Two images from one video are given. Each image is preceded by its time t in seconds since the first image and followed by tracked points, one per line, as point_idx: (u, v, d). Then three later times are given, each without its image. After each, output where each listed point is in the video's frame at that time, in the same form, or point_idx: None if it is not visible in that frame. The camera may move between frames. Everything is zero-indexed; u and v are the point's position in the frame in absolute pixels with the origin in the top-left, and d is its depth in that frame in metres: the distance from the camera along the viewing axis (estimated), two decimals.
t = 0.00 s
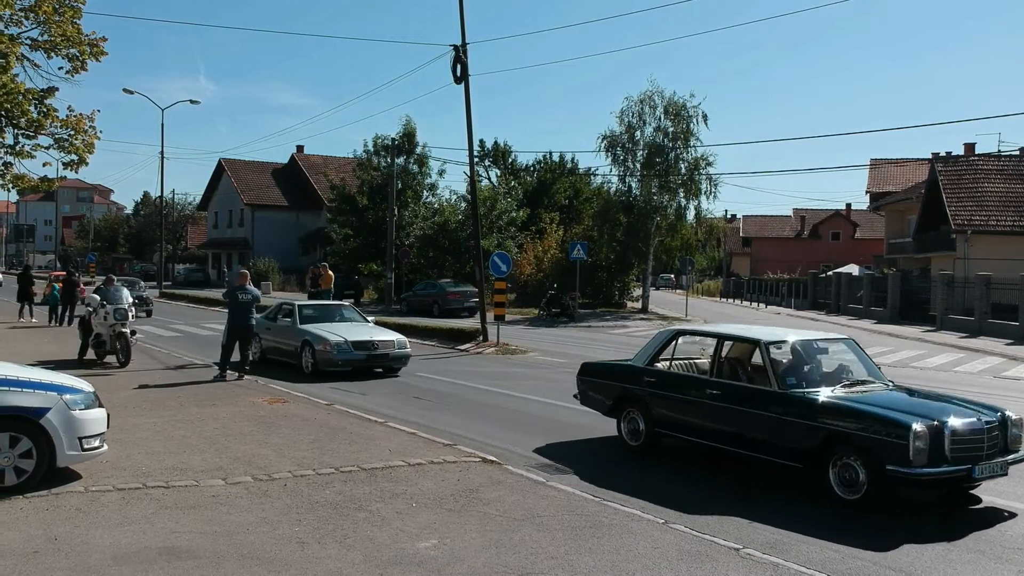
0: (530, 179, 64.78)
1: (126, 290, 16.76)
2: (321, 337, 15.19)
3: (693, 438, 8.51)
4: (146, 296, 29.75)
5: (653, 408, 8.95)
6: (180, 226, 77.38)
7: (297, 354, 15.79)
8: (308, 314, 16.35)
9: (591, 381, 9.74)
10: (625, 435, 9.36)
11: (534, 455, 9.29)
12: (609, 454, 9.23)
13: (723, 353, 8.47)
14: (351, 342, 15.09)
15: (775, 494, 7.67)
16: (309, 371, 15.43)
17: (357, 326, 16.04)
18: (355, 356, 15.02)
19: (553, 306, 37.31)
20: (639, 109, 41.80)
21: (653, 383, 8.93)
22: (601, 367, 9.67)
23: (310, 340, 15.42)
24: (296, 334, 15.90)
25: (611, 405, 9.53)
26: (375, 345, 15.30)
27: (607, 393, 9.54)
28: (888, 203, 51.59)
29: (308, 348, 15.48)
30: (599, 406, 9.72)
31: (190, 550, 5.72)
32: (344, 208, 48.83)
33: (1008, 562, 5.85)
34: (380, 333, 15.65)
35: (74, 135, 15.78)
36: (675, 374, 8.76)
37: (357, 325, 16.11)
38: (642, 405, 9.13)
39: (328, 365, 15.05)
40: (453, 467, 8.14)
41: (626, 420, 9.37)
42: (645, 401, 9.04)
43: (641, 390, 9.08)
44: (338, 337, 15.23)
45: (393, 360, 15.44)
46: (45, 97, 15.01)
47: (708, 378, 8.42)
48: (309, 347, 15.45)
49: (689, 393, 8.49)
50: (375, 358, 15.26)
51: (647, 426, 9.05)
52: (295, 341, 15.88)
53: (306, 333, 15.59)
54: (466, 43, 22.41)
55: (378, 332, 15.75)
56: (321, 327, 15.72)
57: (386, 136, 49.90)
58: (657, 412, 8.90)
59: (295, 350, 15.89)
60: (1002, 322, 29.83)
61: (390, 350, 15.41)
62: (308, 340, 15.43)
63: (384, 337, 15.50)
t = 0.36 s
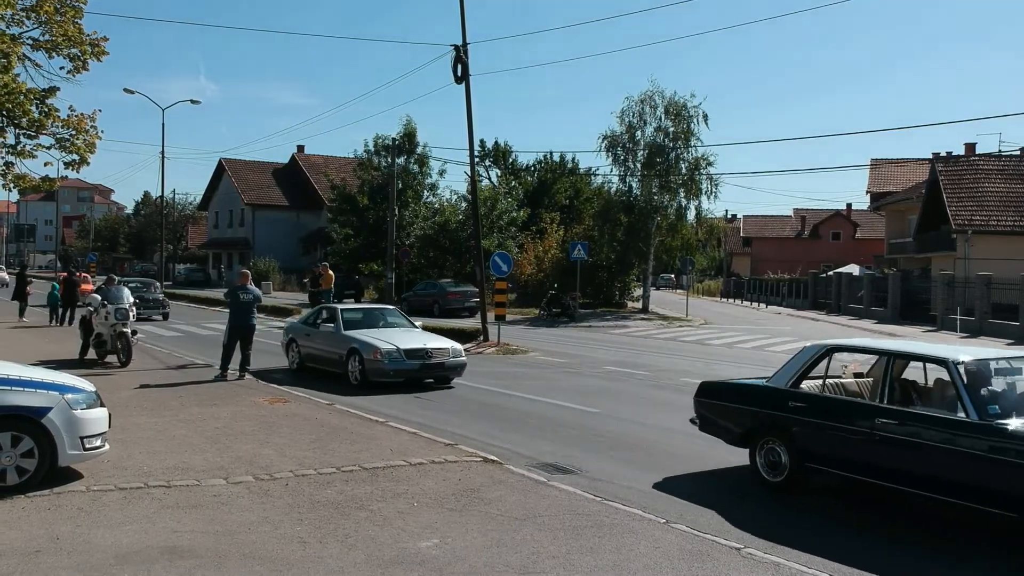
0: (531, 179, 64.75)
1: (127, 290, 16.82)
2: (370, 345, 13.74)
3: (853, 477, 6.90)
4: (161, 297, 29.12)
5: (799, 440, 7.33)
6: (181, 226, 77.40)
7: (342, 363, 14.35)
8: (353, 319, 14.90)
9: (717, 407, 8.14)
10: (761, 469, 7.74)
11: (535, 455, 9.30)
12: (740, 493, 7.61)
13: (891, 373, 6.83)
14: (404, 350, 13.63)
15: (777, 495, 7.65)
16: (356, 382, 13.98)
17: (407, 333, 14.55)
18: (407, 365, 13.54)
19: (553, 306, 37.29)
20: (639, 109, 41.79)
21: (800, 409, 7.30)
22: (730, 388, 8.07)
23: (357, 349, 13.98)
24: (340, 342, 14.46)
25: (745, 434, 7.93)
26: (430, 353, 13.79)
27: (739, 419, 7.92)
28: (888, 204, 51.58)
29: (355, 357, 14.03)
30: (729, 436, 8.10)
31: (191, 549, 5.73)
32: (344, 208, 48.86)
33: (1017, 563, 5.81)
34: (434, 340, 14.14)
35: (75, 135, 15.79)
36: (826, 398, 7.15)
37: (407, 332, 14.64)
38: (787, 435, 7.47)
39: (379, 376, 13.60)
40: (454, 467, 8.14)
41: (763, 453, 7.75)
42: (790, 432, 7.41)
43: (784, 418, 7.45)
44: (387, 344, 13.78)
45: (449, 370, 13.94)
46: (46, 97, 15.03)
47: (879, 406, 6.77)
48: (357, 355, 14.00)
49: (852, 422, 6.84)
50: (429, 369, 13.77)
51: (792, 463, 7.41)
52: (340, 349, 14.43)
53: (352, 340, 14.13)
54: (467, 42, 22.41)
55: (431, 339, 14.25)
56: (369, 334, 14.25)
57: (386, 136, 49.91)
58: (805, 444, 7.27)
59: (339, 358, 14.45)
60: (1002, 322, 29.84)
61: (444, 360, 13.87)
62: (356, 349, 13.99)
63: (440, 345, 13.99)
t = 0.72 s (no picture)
0: (532, 178, 64.75)
1: (127, 290, 16.90)
2: (421, 353, 12.55)
3: None
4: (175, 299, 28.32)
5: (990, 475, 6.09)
6: (181, 226, 77.37)
7: (392, 372, 13.18)
8: (400, 326, 13.72)
9: (886, 437, 6.84)
10: (939, 511, 6.45)
11: (535, 455, 9.29)
12: (919, 539, 6.36)
13: None
14: (460, 359, 12.40)
15: (777, 495, 7.64)
16: (408, 395, 12.80)
17: (460, 340, 13.33)
18: (463, 376, 12.29)
19: (554, 305, 37.31)
20: (639, 109, 41.76)
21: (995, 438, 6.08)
22: (903, 413, 6.76)
23: (408, 357, 12.79)
24: (388, 349, 13.30)
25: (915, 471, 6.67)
26: (488, 363, 12.54)
27: (913, 449, 6.65)
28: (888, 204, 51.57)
29: (405, 367, 12.86)
30: (891, 472, 6.86)
31: (192, 549, 5.72)
32: (345, 208, 48.87)
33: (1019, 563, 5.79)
34: (491, 348, 12.89)
35: (75, 134, 15.79)
36: None
37: (460, 339, 13.40)
38: (975, 471, 6.21)
39: (433, 388, 12.40)
40: (454, 467, 8.13)
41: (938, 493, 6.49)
42: (984, 469, 6.13)
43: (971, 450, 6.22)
44: (442, 353, 12.54)
45: (509, 380, 12.67)
46: (46, 96, 15.02)
47: None
48: (408, 365, 12.82)
49: None
50: (487, 380, 12.51)
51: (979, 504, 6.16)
52: (388, 358, 13.27)
53: (402, 347, 12.96)
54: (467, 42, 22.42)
55: (487, 346, 13.01)
56: (421, 341, 13.04)
57: (386, 135, 49.92)
58: (1002, 482, 6.01)
59: (387, 368, 13.30)
60: (1003, 322, 29.83)
61: (503, 370, 12.62)
62: (407, 357, 12.81)
63: (497, 353, 12.73)
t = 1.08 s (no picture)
0: (532, 178, 64.74)
1: (127, 290, 16.95)
2: (491, 364, 11.10)
3: None
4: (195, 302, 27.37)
5: None
6: (181, 226, 77.36)
7: (455, 386, 11.79)
8: (464, 335, 12.32)
9: None
10: None
11: (535, 455, 9.28)
12: None
13: None
14: (536, 372, 10.90)
15: (776, 495, 7.65)
16: (477, 411, 11.38)
17: (531, 350, 11.87)
18: (540, 392, 10.81)
19: (554, 306, 37.30)
20: (640, 109, 41.72)
21: None
22: None
23: (476, 370, 11.36)
24: (450, 359, 11.92)
25: None
26: (566, 376, 11.04)
27: None
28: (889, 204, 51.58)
29: (472, 380, 11.45)
30: None
31: (192, 549, 5.72)
32: (345, 208, 48.91)
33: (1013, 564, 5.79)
34: (569, 359, 11.42)
35: (76, 134, 15.80)
36: None
37: (531, 348, 11.91)
38: None
39: (506, 405, 10.93)
40: (455, 467, 8.13)
41: None
42: None
43: None
44: (515, 365, 11.04)
45: (589, 396, 11.15)
46: (47, 96, 15.03)
47: None
48: (476, 378, 11.40)
49: None
50: (566, 396, 11.00)
51: None
52: (450, 369, 11.88)
53: (469, 359, 11.53)
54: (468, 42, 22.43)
55: (564, 357, 11.53)
56: (489, 351, 11.62)
57: (386, 136, 49.90)
58: None
59: (449, 381, 11.91)
60: (1003, 322, 29.84)
61: (583, 384, 11.09)
62: (474, 370, 11.38)
63: (576, 364, 11.24)
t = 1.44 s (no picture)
0: (532, 178, 64.74)
1: (127, 290, 16.89)
2: (579, 381, 9.68)
3: None
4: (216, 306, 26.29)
5: None
6: (182, 226, 77.40)
7: (534, 404, 10.38)
8: (540, 345, 10.89)
9: None
10: None
11: (535, 455, 9.29)
12: None
13: None
14: (632, 391, 9.45)
15: (777, 495, 7.65)
16: (562, 433, 9.97)
17: (617, 362, 10.43)
18: (637, 412, 9.36)
19: (555, 306, 37.29)
20: (640, 109, 41.73)
21: None
22: None
23: (562, 386, 9.95)
24: (526, 374, 10.52)
25: None
26: (665, 395, 9.58)
27: None
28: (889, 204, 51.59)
29: (557, 398, 10.04)
30: None
31: (192, 548, 5.72)
32: (345, 208, 48.94)
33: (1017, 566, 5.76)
34: (665, 374, 9.95)
35: (76, 134, 15.80)
36: None
37: (617, 361, 10.48)
38: None
39: (598, 427, 9.49)
40: (455, 467, 8.13)
41: None
42: None
43: None
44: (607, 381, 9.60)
45: (690, 417, 9.73)
46: (47, 96, 15.03)
47: None
48: (561, 395, 9.98)
49: None
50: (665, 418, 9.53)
51: None
52: (526, 385, 10.48)
53: (552, 373, 10.10)
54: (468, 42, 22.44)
55: (657, 371, 10.07)
56: (573, 365, 10.19)
57: (387, 136, 49.87)
58: None
59: (526, 398, 10.52)
60: (1003, 322, 29.88)
61: (683, 404, 9.64)
62: (559, 386, 9.97)
63: (674, 380, 9.80)
